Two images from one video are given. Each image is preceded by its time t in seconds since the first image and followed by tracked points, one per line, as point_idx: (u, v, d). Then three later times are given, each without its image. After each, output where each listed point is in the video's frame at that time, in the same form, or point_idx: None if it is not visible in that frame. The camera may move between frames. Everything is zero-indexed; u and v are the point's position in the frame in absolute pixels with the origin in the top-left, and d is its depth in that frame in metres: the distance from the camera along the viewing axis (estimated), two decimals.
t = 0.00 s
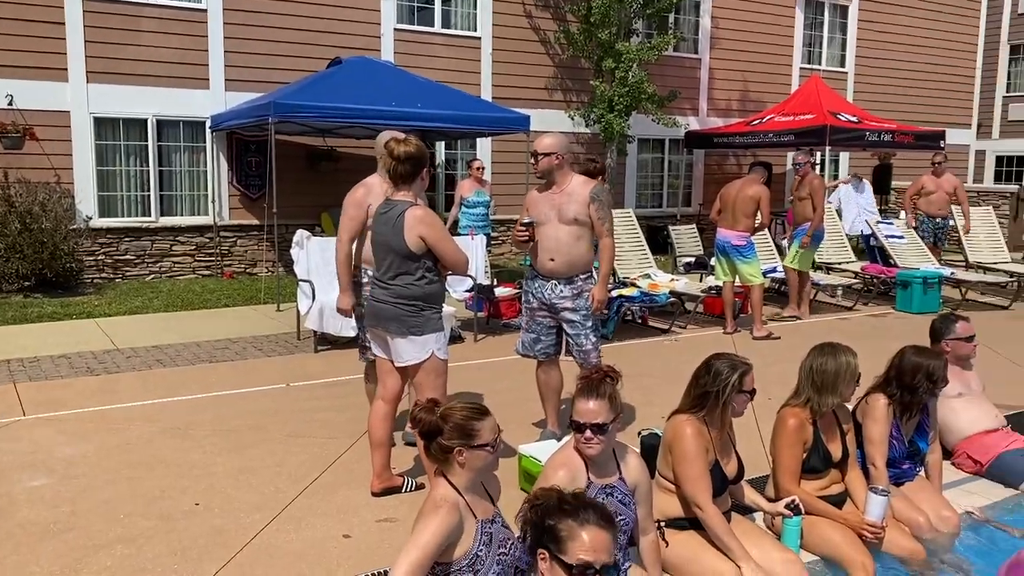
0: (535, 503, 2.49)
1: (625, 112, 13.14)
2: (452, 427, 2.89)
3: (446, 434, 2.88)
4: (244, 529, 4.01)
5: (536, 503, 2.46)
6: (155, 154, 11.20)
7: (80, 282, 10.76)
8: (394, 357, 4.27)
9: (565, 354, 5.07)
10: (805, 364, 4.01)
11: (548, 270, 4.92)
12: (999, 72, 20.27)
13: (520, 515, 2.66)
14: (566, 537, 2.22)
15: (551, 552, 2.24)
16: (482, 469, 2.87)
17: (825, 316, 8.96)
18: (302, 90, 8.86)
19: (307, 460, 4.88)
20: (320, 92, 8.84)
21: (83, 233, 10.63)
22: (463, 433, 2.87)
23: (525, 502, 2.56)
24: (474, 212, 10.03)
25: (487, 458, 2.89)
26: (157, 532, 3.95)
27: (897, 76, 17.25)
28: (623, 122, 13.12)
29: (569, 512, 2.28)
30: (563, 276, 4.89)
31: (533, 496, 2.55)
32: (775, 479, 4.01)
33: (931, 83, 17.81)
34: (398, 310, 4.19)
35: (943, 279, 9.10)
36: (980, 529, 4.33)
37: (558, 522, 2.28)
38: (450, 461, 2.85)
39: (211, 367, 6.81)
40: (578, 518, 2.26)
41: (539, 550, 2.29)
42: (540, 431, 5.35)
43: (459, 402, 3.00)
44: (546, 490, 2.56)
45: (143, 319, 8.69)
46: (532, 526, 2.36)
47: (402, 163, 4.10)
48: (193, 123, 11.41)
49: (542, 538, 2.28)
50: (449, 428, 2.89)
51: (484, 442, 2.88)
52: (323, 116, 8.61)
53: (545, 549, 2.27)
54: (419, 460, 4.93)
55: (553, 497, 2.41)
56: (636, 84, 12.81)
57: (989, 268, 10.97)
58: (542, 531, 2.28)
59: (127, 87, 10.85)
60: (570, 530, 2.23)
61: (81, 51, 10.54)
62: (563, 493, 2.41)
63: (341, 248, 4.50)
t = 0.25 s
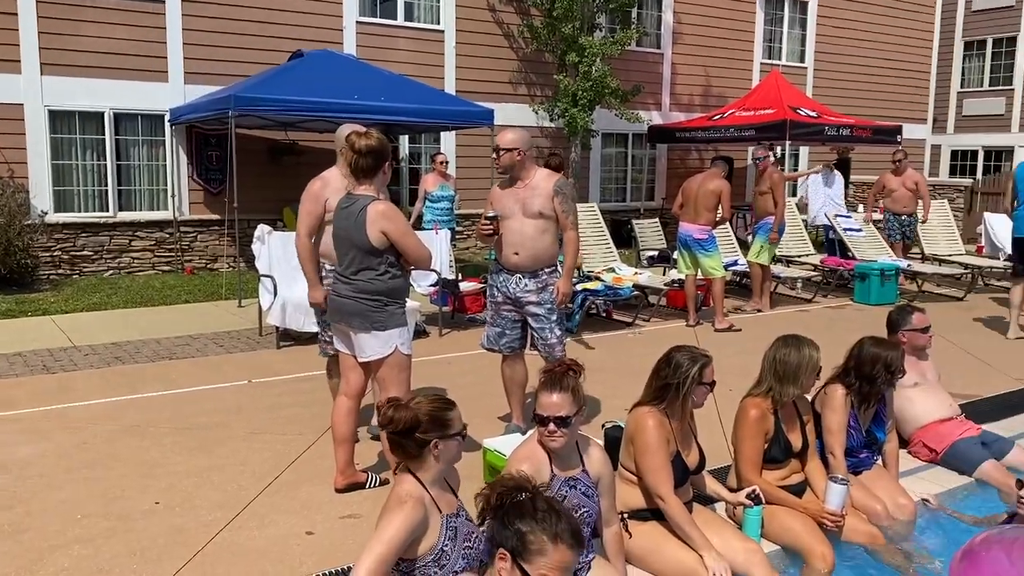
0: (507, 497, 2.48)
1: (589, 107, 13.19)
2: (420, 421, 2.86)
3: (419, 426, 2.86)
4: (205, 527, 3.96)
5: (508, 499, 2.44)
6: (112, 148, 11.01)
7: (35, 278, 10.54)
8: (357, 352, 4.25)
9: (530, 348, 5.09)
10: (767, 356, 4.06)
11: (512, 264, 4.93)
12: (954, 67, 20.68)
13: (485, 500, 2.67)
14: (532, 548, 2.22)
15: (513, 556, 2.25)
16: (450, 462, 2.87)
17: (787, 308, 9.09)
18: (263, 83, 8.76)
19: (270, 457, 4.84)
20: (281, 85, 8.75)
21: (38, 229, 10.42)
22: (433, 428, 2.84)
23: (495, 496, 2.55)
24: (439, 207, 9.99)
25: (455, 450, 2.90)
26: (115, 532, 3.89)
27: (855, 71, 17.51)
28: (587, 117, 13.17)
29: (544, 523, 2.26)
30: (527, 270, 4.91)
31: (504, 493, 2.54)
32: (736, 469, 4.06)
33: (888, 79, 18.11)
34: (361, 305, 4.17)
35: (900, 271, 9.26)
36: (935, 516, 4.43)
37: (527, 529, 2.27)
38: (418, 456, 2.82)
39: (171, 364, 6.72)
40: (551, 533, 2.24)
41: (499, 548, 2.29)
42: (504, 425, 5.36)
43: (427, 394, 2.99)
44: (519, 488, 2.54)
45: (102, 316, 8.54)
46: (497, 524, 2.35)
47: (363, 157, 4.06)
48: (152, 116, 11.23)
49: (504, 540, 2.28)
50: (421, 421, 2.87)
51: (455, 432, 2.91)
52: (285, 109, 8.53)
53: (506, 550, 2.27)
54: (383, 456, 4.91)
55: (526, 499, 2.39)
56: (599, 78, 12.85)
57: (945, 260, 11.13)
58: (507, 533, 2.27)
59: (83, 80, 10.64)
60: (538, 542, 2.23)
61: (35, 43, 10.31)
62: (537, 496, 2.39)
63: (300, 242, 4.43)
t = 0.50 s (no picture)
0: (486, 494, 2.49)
1: (559, 102, 13.21)
2: (393, 416, 2.85)
3: (393, 421, 2.84)
4: (173, 526, 3.93)
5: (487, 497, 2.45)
6: (76, 143, 10.84)
7: None
8: (328, 348, 4.22)
9: (503, 342, 5.09)
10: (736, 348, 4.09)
11: (484, 259, 4.93)
12: (918, 63, 20.98)
13: (459, 494, 2.67)
14: (506, 552, 2.24)
15: (486, 557, 2.27)
16: (422, 457, 2.88)
17: (754, 301, 9.17)
18: (230, 76, 8.67)
19: (238, 454, 4.80)
20: (249, 79, 8.67)
21: None
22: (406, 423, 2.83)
23: (473, 493, 2.55)
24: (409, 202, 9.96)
25: (427, 445, 2.90)
26: (81, 531, 3.84)
27: (822, 67, 17.71)
28: (557, 111, 13.19)
29: (522, 528, 2.27)
30: (500, 265, 4.91)
31: (482, 490, 2.54)
32: (705, 461, 4.10)
33: (854, 74, 18.34)
34: (331, 301, 4.14)
35: (866, 264, 9.40)
36: (900, 506, 4.50)
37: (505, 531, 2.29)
38: (391, 451, 2.80)
39: (138, 361, 6.64)
40: (529, 540, 2.26)
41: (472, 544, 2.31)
42: (476, 420, 5.37)
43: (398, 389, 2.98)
44: (498, 488, 2.55)
45: (66, 313, 8.41)
46: (471, 523, 2.36)
47: (330, 152, 4.02)
48: (116, 111, 11.06)
49: (479, 539, 2.29)
50: (396, 416, 2.85)
51: (427, 427, 2.90)
52: (253, 104, 8.46)
53: (480, 549, 2.28)
54: (353, 452, 4.89)
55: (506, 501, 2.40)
56: (569, 73, 12.87)
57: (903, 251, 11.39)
58: (481, 533, 2.28)
59: (45, 73, 10.45)
60: (514, 548, 2.24)
61: None
62: (516, 498, 2.40)
63: (268, 237, 4.42)
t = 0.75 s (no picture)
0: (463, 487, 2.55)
1: (528, 95, 13.21)
2: (362, 410, 2.83)
3: (360, 416, 2.83)
4: (137, 524, 3.88)
5: (464, 491, 2.52)
6: (36, 136, 10.63)
7: None
8: (299, 343, 4.18)
9: (472, 335, 5.09)
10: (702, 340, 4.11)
11: (453, 253, 4.92)
12: (880, 58, 21.28)
13: (436, 485, 2.69)
14: (485, 551, 2.32)
15: (464, 552, 2.35)
16: (390, 451, 2.87)
17: (721, 293, 9.26)
18: (194, 68, 8.54)
19: (204, 451, 4.75)
20: (213, 71, 8.54)
21: None
22: (374, 416, 2.83)
23: (450, 485, 2.59)
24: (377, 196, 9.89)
25: (395, 439, 2.90)
26: (42, 532, 3.78)
27: (787, 61, 17.89)
28: (525, 105, 13.19)
29: (502, 528, 2.35)
30: (469, 259, 4.90)
31: (460, 483, 2.58)
32: (672, 452, 4.13)
33: (818, 68, 18.55)
34: (302, 296, 4.10)
35: (830, 257, 9.53)
36: (863, 495, 4.57)
37: (483, 528, 2.37)
38: (360, 445, 2.79)
39: (100, 358, 6.54)
40: (508, 539, 2.33)
41: (451, 539, 2.39)
42: (445, 414, 5.36)
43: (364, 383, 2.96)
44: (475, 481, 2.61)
45: (26, 310, 8.26)
46: (450, 518, 2.43)
47: (295, 145, 3.96)
48: (77, 103, 10.87)
49: (458, 535, 2.37)
50: (364, 411, 2.83)
51: (395, 422, 2.90)
52: (216, 97, 8.33)
53: (458, 545, 2.36)
54: (322, 448, 4.84)
55: (485, 496, 2.47)
56: (537, 66, 12.86)
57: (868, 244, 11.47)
58: (460, 531, 2.36)
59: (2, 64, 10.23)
60: (493, 547, 2.32)
61: None
62: (494, 494, 2.47)
63: (232, 231, 4.38)
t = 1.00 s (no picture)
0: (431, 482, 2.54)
1: (500, 90, 13.19)
2: (332, 405, 2.83)
3: (331, 412, 2.82)
4: (107, 524, 3.84)
5: (433, 486, 2.51)
6: None
7: None
8: (276, 340, 4.14)
9: (446, 330, 5.09)
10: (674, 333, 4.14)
11: (427, 248, 4.91)
12: (849, 53, 21.51)
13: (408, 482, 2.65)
14: (465, 545, 2.34)
15: (442, 547, 2.35)
16: (362, 446, 2.88)
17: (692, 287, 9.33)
18: (162, 62, 8.43)
19: (175, 449, 4.71)
20: (182, 65, 8.45)
21: None
22: (344, 411, 2.83)
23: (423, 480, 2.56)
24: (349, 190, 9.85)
25: (367, 434, 2.90)
26: (9, 532, 3.73)
27: (757, 56, 18.02)
28: (498, 99, 13.17)
29: (480, 521, 2.37)
30: (443, 253, 4.90)
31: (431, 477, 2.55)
32: (644, 444, 4.16)
33: (788, 63, 18.71)
34: (279, 291, 4.06)
35: (800, 250, 9.62)
36: (833, 486, 4.63)
37: (461, 521, 2.37)
38: (331, 441, 2.80)
39: (67, 356, 6.45)
40: (486, 530, 2.36)
41: (427, 536, 2.39)
42: (420, 409, 5.36)
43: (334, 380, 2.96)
44: (442, 474, 2.60)
45: None
46: (423, 514, 2.43)
47: (268, 140, 3.91)
48: (42, 98, 10.70)
49: (434, 531, 2.37)
50: (335, 406, 2.83)
51: (366, 418, 2.90)
52: (185, 90, 8.25)
53: (435, 541, 2.37)
54: (296, 445, 4.81)
55: (454, 489, 2.47)
56: (509, 61, 12.84)
57: (843, 239, 11.51)
58: (436, 528, 2.36)
59: None
60: (474, 541, 2.35)
61: None
62: (463, 485, 2.47)
63: (210, 226, 4.34)
